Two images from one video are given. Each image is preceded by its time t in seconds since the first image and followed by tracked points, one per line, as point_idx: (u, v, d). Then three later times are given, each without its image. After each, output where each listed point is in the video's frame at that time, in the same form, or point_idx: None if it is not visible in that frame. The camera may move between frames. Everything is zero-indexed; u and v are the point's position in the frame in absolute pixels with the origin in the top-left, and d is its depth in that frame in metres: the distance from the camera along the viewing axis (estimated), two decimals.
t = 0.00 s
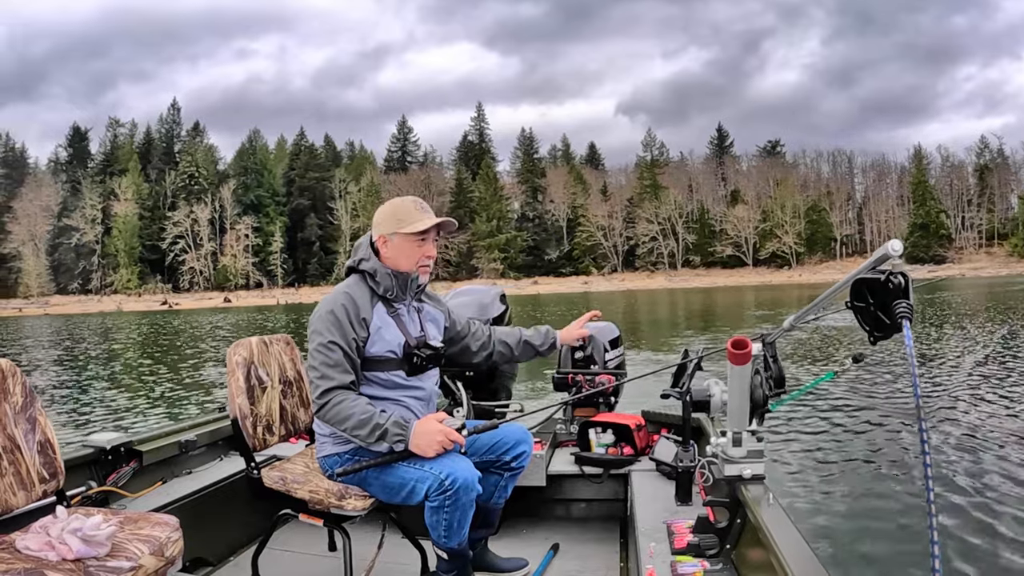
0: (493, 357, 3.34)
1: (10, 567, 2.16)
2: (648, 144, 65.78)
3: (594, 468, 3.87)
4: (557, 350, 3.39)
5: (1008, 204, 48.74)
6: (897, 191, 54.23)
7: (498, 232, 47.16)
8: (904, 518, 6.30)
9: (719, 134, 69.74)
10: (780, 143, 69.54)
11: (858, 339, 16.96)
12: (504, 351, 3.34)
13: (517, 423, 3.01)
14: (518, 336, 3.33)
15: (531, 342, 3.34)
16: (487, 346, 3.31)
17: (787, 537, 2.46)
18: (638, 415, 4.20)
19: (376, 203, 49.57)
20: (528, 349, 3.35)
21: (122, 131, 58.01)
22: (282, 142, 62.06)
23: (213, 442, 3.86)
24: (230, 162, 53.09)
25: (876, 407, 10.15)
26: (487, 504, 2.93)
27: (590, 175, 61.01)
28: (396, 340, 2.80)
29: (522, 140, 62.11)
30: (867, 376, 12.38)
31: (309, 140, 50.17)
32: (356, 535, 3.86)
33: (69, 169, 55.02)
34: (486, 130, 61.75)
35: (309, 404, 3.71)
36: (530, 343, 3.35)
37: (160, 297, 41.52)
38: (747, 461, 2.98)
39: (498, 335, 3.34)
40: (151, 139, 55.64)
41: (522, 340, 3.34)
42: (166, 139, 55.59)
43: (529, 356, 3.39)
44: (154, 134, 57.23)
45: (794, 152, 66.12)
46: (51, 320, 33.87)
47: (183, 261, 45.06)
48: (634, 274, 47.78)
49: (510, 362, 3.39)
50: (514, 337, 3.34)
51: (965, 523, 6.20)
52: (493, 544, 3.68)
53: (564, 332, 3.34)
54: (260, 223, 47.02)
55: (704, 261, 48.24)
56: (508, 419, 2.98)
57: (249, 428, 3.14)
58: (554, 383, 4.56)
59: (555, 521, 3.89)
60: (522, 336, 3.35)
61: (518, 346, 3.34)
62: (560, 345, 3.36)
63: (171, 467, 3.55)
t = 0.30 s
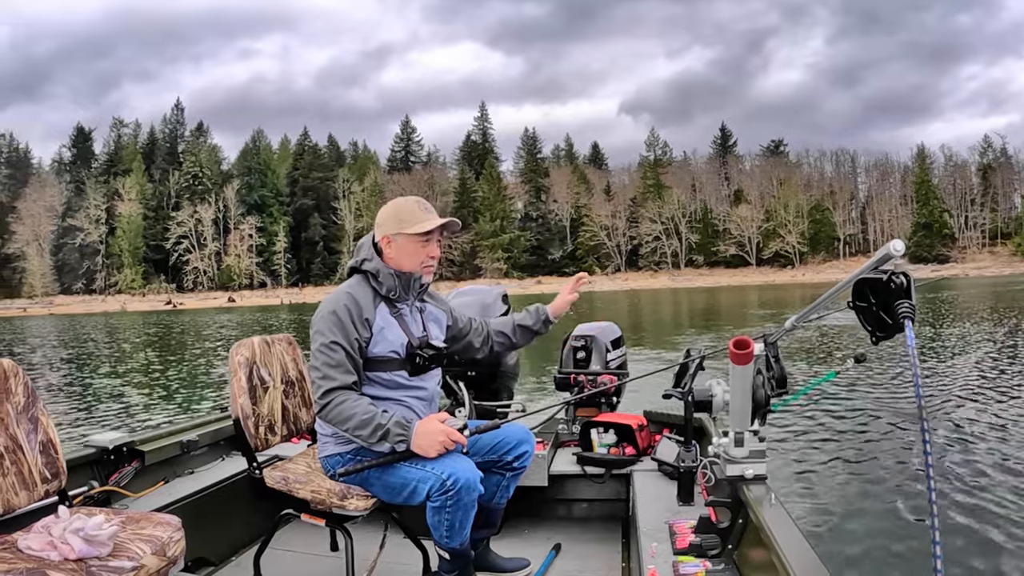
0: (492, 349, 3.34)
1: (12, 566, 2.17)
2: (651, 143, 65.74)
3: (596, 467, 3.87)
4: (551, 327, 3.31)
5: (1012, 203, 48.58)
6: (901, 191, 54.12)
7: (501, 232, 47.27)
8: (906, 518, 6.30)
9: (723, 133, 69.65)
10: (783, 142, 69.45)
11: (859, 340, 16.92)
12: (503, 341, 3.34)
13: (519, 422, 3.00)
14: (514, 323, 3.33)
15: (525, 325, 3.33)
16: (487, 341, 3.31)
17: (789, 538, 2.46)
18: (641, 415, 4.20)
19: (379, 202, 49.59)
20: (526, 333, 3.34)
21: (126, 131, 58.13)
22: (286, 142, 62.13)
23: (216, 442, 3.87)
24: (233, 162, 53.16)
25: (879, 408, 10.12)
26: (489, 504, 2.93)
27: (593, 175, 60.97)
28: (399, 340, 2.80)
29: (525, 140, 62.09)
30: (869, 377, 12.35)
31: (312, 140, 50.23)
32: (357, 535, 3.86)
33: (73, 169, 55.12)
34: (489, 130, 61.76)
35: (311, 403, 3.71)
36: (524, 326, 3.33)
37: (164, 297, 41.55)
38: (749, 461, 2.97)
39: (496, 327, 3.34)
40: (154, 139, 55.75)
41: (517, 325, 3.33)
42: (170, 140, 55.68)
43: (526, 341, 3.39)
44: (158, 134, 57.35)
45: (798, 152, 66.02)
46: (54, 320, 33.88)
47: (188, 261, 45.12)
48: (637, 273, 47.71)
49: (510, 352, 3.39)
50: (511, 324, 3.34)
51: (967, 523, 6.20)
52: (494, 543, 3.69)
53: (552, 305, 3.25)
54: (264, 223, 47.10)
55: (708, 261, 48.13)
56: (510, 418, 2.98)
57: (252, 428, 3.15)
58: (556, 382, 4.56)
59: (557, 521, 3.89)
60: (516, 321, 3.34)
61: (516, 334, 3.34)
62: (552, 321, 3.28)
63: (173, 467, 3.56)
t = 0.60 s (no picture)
0: (489, 348, 3.36)
1: (12, 566, 2.17)
2: (653, 143, 65.75)
3: (596, 467, 3.86)
4: (545, 319, 3.33)
5: (1013, 203, 48.56)
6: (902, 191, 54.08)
7: (503, 232, 47.35)
8: (906, 518, 6.31)
9: (724, 133, 69.66)
10: (784, 142, 69.49)
11: (860, 340, 16.92)
12: (500, 340, 3.36)
13: (519, 423, 3.00)
14: (509, 319, 3.36)
15: (521, 321, 3.36)
16: (485, 340, 3.32)
17: (788, 539, 2.46)
18: (641, 415, 4.20)
19: (381, 202, 49.58)
20: (519, 329, 3.38)
21: (128, 131, 58.15)
22: (288, 142, 62.16)
23: (216, 442, 3.87)
24: (235, 162, 53.21)
25: (879, 408, 10.11)
26: (489, 504, 2.93)
27: (595, 175, 61.00)
28: (400, 341, 2.80)
29: (526, 140, 62.11)
30: (869, 377, 12.35)
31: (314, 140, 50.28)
32: (357, 535, 3.86)
33: (75, 169, 55.12)
34: (490, 130, 61.79)
35: (311, 404, 3.70)
36: (520, 321, 3.36)
37: (166, 297, 41.54)
38: (750, 462, 2.96)
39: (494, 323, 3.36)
40: (156, 139, 55.75)
41: (512, 322, 3.36)
42: (172, 139, 55.71)
43: (523, 337, 3.41)
44: (159, 134, 57.38)
45: (799, 152, 66.05)
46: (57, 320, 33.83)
47: (189, 261, 45.10)
48: (639, 273, 47.69)
49: (506, 349, 3.42)
50: (505, 320, 3.38)
51: (966, 523, 6.21)
52: (494, 543, 3.68)
53: (543, 297, 3.28)
54: (266, 223, 47.10)
55: (709, 261, 48.26)
56: (510, 419, 2.97)
57: (252, 429, 3.14)
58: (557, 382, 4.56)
59: (557, 521, 3.89)
60: (513, 318, 3.37)
61: (512, 330, 3.37)
62: (545, 312, 3.31)
63: (173, 467, 3.56)
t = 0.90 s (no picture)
0: (495, 358, 3.33)
1: (12, 566, 2.17)
2: (654, 144, 65.79)
3: (596, 467, 3.86)
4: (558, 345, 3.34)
5: (1013, 204, 48.54)
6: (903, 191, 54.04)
7: (504, 232, 47.36)
8: (906, 517, 6.32)
9: (725, 134, 69.67)
10: (785, 143, 69.51)
11: (859, 339, 16.93)
12: (507, 350, 3.32)
13: (519, 422, 3.00)
14: (520, 334, 3.32)
15: (534, 338, 3.32)
16: (490, 347, 3.30)
17: (787, 538, 2.46)
18: (640, 415, 4.20)
19: (382, 202, 49.67)
20: (531, 346, 3.33)
21: (130, 131, 58.23)
22: (289, 142, 62.22)
23: (216, 442, 3.88)
24: (236, 162, 53.32)
25: (879, 408, 10.11)
26: (489, 504, 2.93)
27: (596, 175, 61.06)
28: (399, 342, 2.80)
29: (528, 140, 62.17)
30: (868, 377, 12.36)
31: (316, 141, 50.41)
32: (357, 535, 3.86)
33: (77, 169, 55.17)
34: (492, 130, 61.84)
35: (310, 403, 3.71)
36: (532, 339, 3.32)
37: (168, 297, 41.58)
38: (749, 462, 2.96)
39: (502, 335, 3.33)
40: (157, 139, 55.83)
41: (523, 337, 3.33)
42: (173, 139, 55.77)
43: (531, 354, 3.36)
44: (161, 134, 57.46)
45: (800, 152, 66.08)
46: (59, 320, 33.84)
47: (191, 261, 45.09)
48: (640, 273, 47.71)
49: (512, 361, 3.38)
50: (518, 336, 3.32)
51: (966, 522, 6.22)
52: (494, 543, 3.68)
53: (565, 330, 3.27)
54: (268, 223, 47.15)
55: (710, 261, 48.36)
56: (510, 418, 2.98)
57: (251, 428, 3.15)
58: (556, 382, 4.56)
59: (557, 521, 3.89)
60: (524, 333, 3.33)
61: (520, 346, 3.33)
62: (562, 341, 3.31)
63: (173, 466, 3.56)
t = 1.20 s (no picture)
0: (493, 368, 3.33)
1: (12, 566, 2.17)
2: (655, 144, 65.77)
3: (595, 467, 3.86)
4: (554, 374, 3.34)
5: (1014, 204, 48.52)
6: (904, 191, 54.01)
7: (506, 233, 47.32)
8: (906, 517, 6.32)
9: (725, 134, 69.68)
10: (785, 143, 69.54)
11: (858, 339, 16.94)
12: (503, 363, 3.32)
13: (518, 423, 3.01)
14: (518, 353, 3.32)
15: (531, 360, 3.33)
16: (487, 356, 3.29)
17: (788, 538, 2.46)
18: (640, 415, 4.20)
19: (383, 203, 49.67)
20: (527, 367, 3.33)
21: (131, 132, 58.21)
22: (290, 142, 62.20)
23: (215, 441, 3.87)
24: (238, 162, 53.31)
25: (878, 407, 10.12)
26: (488, 504, 2.93)
27: (597, 176, 61.03)
28: (399, 343, 2.80)
29: (529, 140, 62.15)
30: (868, 377, 12.34)
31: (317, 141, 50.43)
32: (357, 535, 3.86)
33: (78, 169, 55.12)
34: (493, 130, 61.84)
35: (310, 404, 3.70)
36: (530, 361, 3.32)
37: (170, 297, 41.52)
38: (749, 461, 2.96)
39: (500, 347, 3.33)
40: (158, 139, 55.79)
41: (522, 359, 3.33)
42: (175, 139, 55.73)
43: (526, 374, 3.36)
44: (162, 134, 57.43)
45: (801, 152, 66.10)
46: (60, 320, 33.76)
47: (192, 261, 45.05)
48: (641, 274, 47.71)
49: (508, 375, 3.37)
50: (515, 353, 3.32)
51: (966, 521, 6.23)
52: (494, 543, 3.69)
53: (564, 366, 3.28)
54: (269, 223, 47.09)
55: (711, 261, 48.34)
56: (509, 419, 2.97)
57: (251, 428, 3.15)
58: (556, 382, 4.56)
59: (556, 521, 3.89)
60: (522, 353, 3.33)
61: (516, 363, 3.33)
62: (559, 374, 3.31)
63: (173, 466, 3.56)
